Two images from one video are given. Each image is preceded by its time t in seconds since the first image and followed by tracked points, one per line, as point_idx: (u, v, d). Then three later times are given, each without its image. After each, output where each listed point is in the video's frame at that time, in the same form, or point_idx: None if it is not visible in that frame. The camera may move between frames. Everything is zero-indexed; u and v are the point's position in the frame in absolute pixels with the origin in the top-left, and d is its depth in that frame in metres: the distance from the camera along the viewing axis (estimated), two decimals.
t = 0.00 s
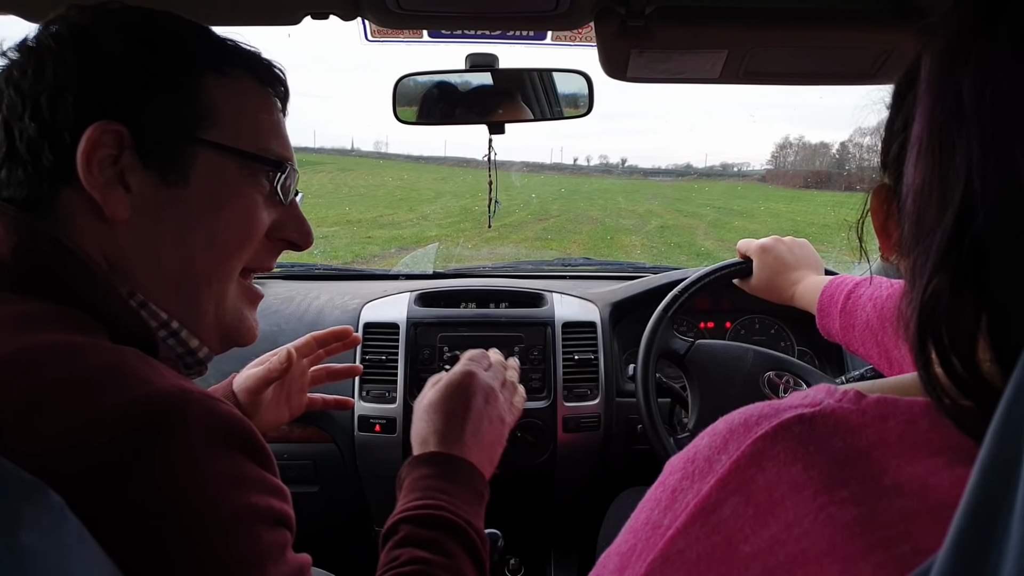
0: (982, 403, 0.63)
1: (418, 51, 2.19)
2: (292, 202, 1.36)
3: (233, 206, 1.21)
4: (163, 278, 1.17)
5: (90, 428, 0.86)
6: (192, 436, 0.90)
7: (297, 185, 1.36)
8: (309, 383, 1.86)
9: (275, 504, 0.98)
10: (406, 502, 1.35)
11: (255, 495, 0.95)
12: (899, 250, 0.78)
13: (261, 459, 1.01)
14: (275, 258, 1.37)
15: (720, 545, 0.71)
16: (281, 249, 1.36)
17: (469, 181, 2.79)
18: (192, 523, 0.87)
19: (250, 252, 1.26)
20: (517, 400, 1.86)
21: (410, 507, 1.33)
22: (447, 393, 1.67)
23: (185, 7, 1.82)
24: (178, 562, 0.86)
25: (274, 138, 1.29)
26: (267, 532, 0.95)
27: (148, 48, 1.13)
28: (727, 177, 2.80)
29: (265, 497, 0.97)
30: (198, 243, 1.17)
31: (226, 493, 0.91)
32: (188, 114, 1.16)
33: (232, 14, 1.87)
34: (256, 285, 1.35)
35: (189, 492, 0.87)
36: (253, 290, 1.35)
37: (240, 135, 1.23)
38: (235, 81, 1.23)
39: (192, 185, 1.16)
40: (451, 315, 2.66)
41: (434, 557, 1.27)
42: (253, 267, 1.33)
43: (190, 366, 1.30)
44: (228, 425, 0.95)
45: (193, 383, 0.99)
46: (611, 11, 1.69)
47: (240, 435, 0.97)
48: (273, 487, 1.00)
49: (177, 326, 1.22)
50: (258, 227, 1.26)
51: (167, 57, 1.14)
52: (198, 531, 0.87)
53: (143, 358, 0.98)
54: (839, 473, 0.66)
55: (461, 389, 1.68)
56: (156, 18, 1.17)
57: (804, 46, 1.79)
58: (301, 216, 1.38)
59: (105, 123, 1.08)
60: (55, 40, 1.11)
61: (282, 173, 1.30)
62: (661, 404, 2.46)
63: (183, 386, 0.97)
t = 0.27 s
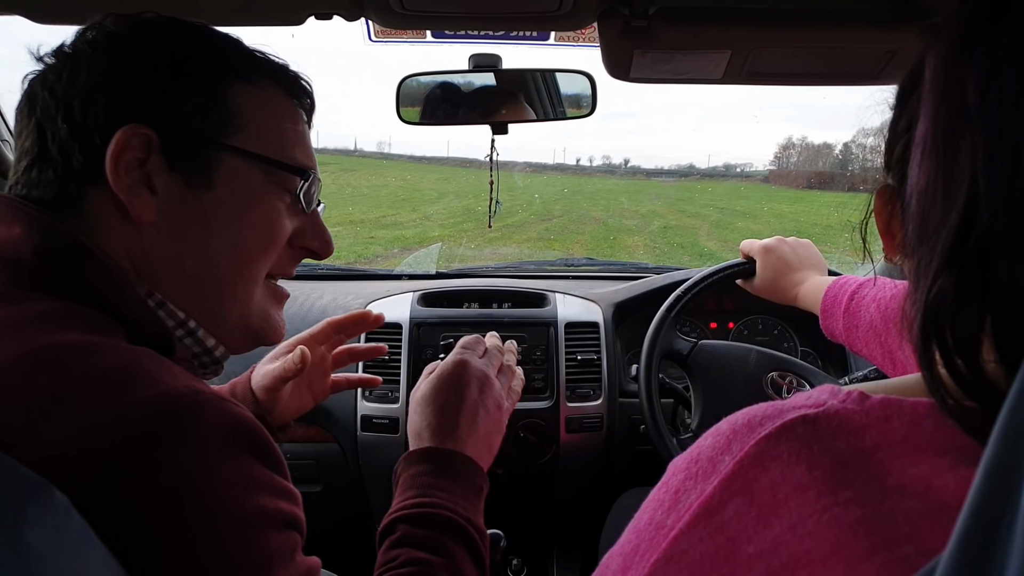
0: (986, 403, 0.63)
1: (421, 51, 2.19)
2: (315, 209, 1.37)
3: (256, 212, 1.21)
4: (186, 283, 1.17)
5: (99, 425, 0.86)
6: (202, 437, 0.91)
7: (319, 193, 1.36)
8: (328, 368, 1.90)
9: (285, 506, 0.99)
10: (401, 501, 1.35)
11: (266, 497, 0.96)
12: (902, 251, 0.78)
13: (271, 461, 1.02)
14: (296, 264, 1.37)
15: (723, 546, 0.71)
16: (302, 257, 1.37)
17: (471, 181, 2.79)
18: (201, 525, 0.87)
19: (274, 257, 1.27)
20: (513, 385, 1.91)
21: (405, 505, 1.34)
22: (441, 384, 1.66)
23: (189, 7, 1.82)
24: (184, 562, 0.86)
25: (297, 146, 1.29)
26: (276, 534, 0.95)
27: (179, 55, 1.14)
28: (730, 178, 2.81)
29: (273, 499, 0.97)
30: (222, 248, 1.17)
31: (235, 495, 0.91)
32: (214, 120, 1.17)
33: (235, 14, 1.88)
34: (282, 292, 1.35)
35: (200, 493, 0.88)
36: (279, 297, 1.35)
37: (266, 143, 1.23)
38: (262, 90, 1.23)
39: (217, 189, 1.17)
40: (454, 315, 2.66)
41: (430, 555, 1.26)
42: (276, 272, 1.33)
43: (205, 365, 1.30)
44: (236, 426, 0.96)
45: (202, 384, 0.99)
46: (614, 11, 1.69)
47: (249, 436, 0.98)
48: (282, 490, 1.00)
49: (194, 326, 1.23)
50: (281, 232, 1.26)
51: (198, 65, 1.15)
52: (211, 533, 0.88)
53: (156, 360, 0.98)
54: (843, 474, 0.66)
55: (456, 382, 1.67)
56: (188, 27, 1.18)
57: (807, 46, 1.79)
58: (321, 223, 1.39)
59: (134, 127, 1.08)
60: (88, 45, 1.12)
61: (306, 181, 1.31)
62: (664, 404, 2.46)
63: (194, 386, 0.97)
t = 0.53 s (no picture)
0: (992, 402, 0.62)
1: (423, 51, 2.19)
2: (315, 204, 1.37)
3: (256, 206, 1.21)
4: (186, 279, 1.17)
5: (111, 425, 0.87)
6: (210, 437, 0.90)
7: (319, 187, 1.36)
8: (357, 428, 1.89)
9: (290, 506, 0.98)
10: (445, 524, 1.37)
11: (271, 496, 0.95)
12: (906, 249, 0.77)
13: (277, 461, 1.01)
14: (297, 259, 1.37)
15: (726, 545, 0.71)
16: (303, 251, 1.37)
17: (474, 182, 2.79)
18: (208, 523, 0.87)
19: (274, 252, 1.27)
20: (565, 447, 1.87)
21: (447, 527, 1.35)
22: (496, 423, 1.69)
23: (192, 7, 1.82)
24: (192, 561, 0.86)
25: (297, 140, 1.29)
26: (282, 533, 0.94)
27: (176, 51, 1.14)
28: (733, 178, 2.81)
29: (279, 498, 0.97)
30: (222, 243, 1.18)
31: (242, 494, 0.91)
32: (213, 114, 1.17)
33: (236, 14, 1.88)
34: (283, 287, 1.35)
35: (204, 492, 0.88)
36: (281, 291, 1.35)
37: (265, 137, 1.23)
38: (260, 83, 1.23)
39: (216, 184, 1.17)
40: (456, 315, 2.66)
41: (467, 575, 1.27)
42: (278, 268, 1.33)
43: (211, 368, 1.30)
44: (242, 425, 0.95)
45: (211, 385, 0.99)
46: (617, 11, 1.68)
47: (256, 437, 0.97)
48: (288, 490, 1.00)
49: (199, 326, 1.23)
50: (281, 226, 1.26)
51: (194, 60, 1.15)
52: (214, 531, 0.88)
53: (163, 359, 0.99)
54: (846, 473, 0.66)
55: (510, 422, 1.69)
56: (186, 21, 1.18)
57: (810, 45, 1.79)
58: (323, 219, 1.39)
59: (131, 123, 1.09)
60: (86, 43, 1.13)
61: (304, 174, 1.31)
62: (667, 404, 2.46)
63: (202, 385, 0.97)
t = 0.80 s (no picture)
0: (991, 398, 0.62)
1: (425, 48, 2.19)
2: (318, 191, 1.36)
3: (259, 197, 1.21)
4: (190, 273, 1.18)
5: (112, 420, 0.87)
6: (213, 434, 0.91)
7: (321, 174, 1.36)
8: (363, 422, 1.89)
9: (293, 504, 0.98)
10: (449, 521, 1.37)
11: (274, 494, 0.95)
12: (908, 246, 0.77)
13: (280, 459, 1.01)
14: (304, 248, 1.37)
15: (726, 541, 0.71)
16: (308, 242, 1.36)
17: (476, 179, 2.80)
18: (210, 520, 0.88)
19: (281, 242, 1.26)
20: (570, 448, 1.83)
21: (452, 524, 1.36)
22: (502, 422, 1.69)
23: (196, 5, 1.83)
24: (194, 557, 0.87)
25: (298, 128, 1.29)
26: (284, 532, 0.94)
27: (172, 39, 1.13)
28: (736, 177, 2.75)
29: (282, 497, 0.97)
30: (225, 235, 1.18)
31: (244, 491, 0.91)
32: (212, 104, 1.17)
33: (239, 12, 1.88)
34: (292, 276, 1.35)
35: (206, 489, 0.88)
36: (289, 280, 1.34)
37: (264, 126, 1.23)
38: (259, 71, 1.23)
39: (218, 175, 1.17)
40: (459, 312, 2.67)
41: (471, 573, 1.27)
42: (287, 259, 1.32)
43: (213, 366, 1.30)
44: (242, 422, 0.95)
45: (212, 381, 0.99)
46: (619, 8, 1.68)
47: (257, 433, 0.97)
48: (291, 488, 1.00)
49: (201, 324, 1.24)
50: (286, 213, 1.26)
51: (191, 48, 1.15)
52: (216, 528, 0.88)
53: (164, 354, 0.99)
54: (846, 470, 0.66)
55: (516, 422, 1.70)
56: (183, 10, 1.18)
57: (813, 42, 1.78)
58: (326, 206, 1.38)
59: (131, 115, 1.08)
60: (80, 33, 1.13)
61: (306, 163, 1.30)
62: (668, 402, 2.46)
63: (202, 381, 0.97)
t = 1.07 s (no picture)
0: (983, 398, 0.63)
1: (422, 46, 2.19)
2: (308, 180, 1.36)
3: (247, 188, 1.21)
4: (177, 266, 1.17)
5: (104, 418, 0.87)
6: (204, 433, 0.91)
7: (311, 162, 1.36)
8: (358, 445, 1.93)
9: (284, 503, 0.98)
10: (444, 520, 1.37)
11: (265, 494, 0.95)
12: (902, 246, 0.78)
13: (271, 458, 1.01)
14: (293, 237, 1.37)
15: (720, 540, 0.71)
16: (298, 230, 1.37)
17: (473, 178, 2.80)
18: (200, 521, 0.88)
19: (270, 232, 1.27)
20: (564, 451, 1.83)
21: (446, 523, 1.36)
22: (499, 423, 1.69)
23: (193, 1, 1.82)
24: (184, 558, 0.87)
25: (286, 115, 1.29)
26: (276, 531, 0.95)
27: (159, 23, 1.11)
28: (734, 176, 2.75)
29: (274, 497, 0.97)
30: (212, 226, 1.17)
31: (235, 492, 0.91)
32: (199, 92, 1.16)
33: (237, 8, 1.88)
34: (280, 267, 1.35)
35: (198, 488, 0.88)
36: (278, 271, 1.35)
37: (251, 115, 1.22)
38: (247, 57, 1.22)
39: (205, 167, 1.17)
40: (455, 310, 2.67)
41: (464, 571, 1.27)
42: (276, 248, 1.33)
43: (200, 360, 1.28)
44: (234, 419, 0.95)
45: (202, 379, 0.99)
46: (616, 7, 1.68)
47: (249, 432, 0.97)
48: (284, 488, 1.00)
49: (187, 319, 1.23)
50: (275, 202, 1.26)
51: (178, 33, 1.13)
52: (206, 528, 0.88)
53: (152, 352, 0.98)
54: (839, 469, 0.66)
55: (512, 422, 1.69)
56: None
57: (810, 42, 1.79)
58: (315, 193, 1.39)
59: (114, 105, 1.07)
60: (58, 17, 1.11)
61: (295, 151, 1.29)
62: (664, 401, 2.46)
63: (193, 379, 0.97)
